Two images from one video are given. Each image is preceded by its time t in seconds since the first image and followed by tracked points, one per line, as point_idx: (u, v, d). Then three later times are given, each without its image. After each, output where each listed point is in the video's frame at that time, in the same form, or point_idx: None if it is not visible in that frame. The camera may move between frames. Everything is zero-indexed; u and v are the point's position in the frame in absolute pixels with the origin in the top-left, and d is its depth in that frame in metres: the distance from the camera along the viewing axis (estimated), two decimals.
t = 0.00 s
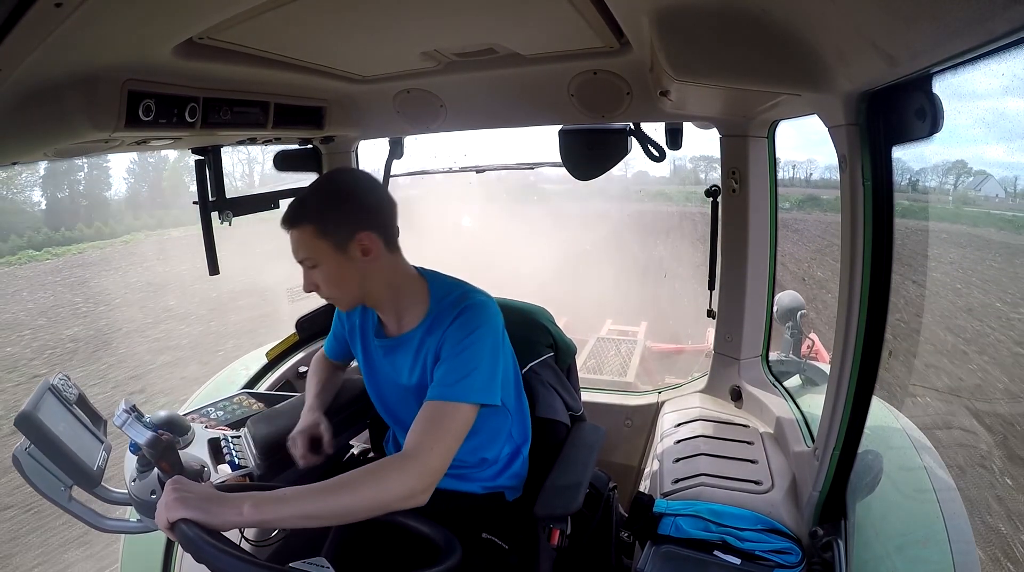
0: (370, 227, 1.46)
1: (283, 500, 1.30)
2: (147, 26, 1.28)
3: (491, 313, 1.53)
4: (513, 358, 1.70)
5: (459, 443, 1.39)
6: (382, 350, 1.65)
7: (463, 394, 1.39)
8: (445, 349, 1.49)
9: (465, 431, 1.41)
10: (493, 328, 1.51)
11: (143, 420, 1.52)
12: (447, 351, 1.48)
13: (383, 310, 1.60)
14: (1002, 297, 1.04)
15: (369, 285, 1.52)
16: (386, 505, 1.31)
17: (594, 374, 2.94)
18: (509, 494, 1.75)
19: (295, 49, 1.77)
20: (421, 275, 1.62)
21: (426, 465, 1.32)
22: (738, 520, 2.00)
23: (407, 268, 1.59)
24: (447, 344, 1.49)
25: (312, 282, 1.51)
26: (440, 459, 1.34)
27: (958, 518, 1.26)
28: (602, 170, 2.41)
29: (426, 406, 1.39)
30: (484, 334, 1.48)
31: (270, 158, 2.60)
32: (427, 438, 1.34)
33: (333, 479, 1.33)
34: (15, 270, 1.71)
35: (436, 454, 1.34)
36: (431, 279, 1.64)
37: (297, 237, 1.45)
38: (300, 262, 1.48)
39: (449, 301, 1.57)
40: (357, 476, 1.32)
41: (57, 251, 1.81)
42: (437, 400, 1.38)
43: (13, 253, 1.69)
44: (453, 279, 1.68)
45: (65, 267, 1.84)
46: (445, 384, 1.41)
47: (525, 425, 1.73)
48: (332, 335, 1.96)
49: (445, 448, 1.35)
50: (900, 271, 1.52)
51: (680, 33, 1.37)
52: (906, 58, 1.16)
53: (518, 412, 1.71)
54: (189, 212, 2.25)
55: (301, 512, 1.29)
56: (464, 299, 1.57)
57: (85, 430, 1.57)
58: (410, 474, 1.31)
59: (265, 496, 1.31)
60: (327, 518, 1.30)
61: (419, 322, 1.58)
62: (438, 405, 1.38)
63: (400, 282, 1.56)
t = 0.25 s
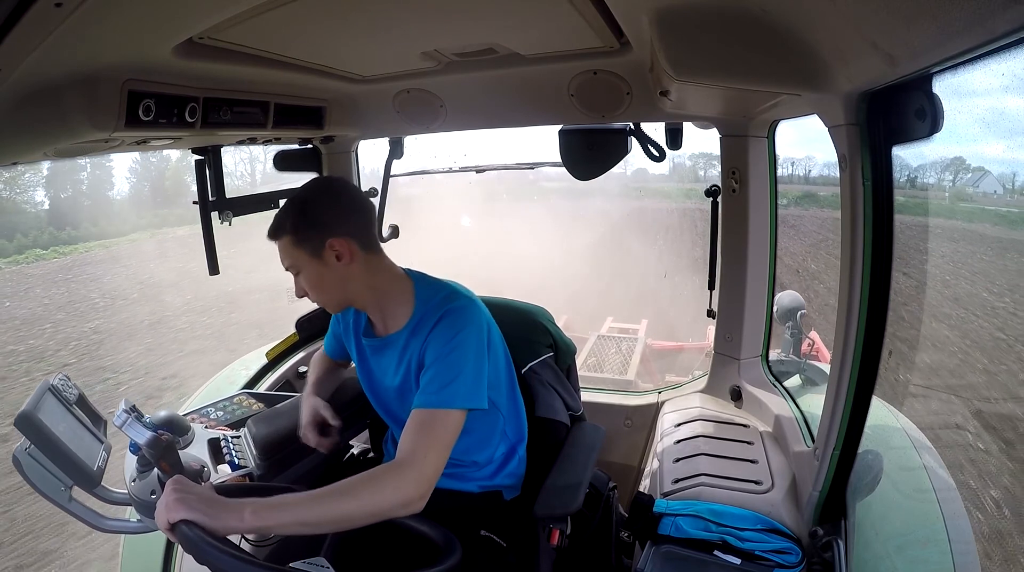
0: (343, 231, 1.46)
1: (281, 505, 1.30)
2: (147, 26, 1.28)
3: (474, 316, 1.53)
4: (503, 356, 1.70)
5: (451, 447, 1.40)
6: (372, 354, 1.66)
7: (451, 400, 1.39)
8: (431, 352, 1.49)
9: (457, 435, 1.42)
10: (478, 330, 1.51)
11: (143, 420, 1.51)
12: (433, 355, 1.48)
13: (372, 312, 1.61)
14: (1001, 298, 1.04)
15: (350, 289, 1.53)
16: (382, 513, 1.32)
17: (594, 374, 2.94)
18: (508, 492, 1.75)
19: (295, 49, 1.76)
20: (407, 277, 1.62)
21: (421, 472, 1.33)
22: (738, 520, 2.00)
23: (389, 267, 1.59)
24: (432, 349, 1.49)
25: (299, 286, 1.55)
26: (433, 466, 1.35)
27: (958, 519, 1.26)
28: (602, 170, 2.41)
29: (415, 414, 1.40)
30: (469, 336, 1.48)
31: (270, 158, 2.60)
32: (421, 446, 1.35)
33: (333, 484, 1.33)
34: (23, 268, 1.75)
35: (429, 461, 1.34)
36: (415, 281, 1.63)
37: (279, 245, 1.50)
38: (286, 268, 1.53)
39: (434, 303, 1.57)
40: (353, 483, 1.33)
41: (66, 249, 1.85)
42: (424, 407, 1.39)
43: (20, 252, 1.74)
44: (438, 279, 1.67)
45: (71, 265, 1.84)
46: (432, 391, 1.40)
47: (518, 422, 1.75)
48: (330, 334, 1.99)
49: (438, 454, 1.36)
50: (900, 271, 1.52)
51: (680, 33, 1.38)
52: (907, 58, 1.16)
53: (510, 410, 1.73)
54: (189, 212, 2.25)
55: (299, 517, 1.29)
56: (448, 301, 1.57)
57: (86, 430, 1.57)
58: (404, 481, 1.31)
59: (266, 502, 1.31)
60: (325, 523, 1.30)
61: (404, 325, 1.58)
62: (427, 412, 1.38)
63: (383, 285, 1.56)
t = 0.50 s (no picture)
0: (345, 228, 1.46)
1: (281, 506, 1.30)
2: (147, 26, 1.28)
3: (479, 316, 1.52)
4: (508, 356, 1.70)
5: (455, 449, 1.40)
6: (378, 352, 1.66)
7: (453, 401, 1.39)
8: (434, 352, 1.49)
9: (461, 437, 1.42)
10: (482, 330, 1.50)
11: (143, 420, 1.51)
12: (435, 356, 1.47)
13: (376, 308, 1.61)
14: (1001, 297, 1.04)
15: (355, 285, 1.54)
16: (385, 514, 1.32)
17: (594, 373, 2.94)
18: (511, 495, 1.75)
19: (295, 49, 1.77)
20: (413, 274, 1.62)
21: (426, 474, 1.33)
22: (738, 520, 2.00)
23: (394, 265, 1.58)
24: (434, 350, 1.49)
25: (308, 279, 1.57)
26: (438, 467, 1.35)
27: (958, 519, 1.26)
28: (602, 170, 2.41)
29: (419, 415, 1.40)
30: (473, 337, 1.48)
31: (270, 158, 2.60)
32: (425, 448, 1.35)
33: (336, 485, 1.33)
34: (29, 264, 1.75)
35: (433, 463, 1.35)
36: (421, 279, 1.63)
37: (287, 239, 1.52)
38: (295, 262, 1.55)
39: (439, 301, 1.56)
40: (357, 484, 1.33)
41: (73, 246, 1.86)
42: (428, 408, 1.39)
43: (26, 249, 1.73)
44: (444, 278, 1.67)
45: (69, 265, 1.85)
46: (435, 392, 1.40)
47: (523, 426, 1.76)
48: (337, 329, 1.98)
49: (442, 456, 1.36)
50: (900, 271, 1.52)
51: (679, 33, 1.38)
52: (906, 58, 1.16)
53: (513, 411, 1.73)
54: (188, 212, 2.24)
55: (300, 518, 1.29)
56: (453, 300, 1.56)
57: (86, 431, 1.57)
58: (408, 483, 1.32)
59: (266, 502, 1.32)
60: (329, 525, 1.30)
61: (407, 322, 1.58)
62: (431, 413, 1.38)
63: (387, 282, 1.56)
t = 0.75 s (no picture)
0: (355, 223, 1.47)
1: (282, 505, 1.31)
2: (146, 26, 1.28)
3: (484, 319, 1.52)
4: (508, 357, 1.70)
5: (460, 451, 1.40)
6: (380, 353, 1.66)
7: (458, 403, 1.38)
8: (438, 354, 1.48)
9: (466, 440, 1.42)
10: (486, 333, 1.50)
11: (142, 419, 1.51)
12: (439, 359, 1.47)
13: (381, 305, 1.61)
14: (1001, 297, 1.04)
15: (363, 281, 1.54)
16: (391, 515, 1.32)
17: (594, 373, 2.94)
18: (504, 494, 1.75)
19: (295, 48, 1.77)
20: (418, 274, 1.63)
21: (432, 476, 1.33)
22: (738, 520, 2.00)
23: (401, 264, 1.59)
24: (437, 353, 1.48)
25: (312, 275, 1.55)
26: (444, 469, 1.35)
27: (958, 519, 1.26)
28: (602, 170, 2.40)
29: (424, 417, 1.40)
30: (477, 340, 1.48)
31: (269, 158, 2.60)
32: (430, 450, 1.35)
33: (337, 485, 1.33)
34: (36, 258, 1.77)
35: (440, 464, 1.35)
36: (426, 281, 1.63)
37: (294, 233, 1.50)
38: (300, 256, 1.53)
39: (443, 304, 1.56)
40: (363, 484, 1.32)
41: (80, 241, 1.88)
42: (433, 410, 1.39)
43: (32, 243, 1.75)
44: (448, 280, 1.67)
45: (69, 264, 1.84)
46: (441, 394, 1.40)
47: (518, 426, 1.75)
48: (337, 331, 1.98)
49: (448, 458, 1.36)
50: (901, 271, 1.51)
51: (679, 33, 1.38)
52: (906, 58, 1.16)
53: (511, 411, 1.73)
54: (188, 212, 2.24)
55: (303, 517, 1.30)
56: (458, 302, 1.56)
57: (86, 430, 1.57)
58: (415, 485, 1.31)
59: (264, 498, 1.33)
60: (333, 525, 1.30)
61: (412, 323, 1.58)
62: (437, 416, 1.38)
63: (394, 279, 1.57)
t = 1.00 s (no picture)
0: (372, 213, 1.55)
1: (287, 509, 1.30)
2: (145, 27, 1.28)
3: (467, 316, 1.52)
4: (498, 355, 1.69)
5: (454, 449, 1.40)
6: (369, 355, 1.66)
7: (447, 401, 1.39)
8: (424, 353, 1.48)
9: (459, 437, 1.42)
10: (472, 330, 1.50)
11: (143, 420, 1.51)
12: (425, 359, 1.47)
13: (372, 307, 1.59)
14: (1002, 297, 1.04)
15: (366, 273, 1.54)
16: (389, 514, 1.32)
17: (594, 373, 2.94)
18: (505, 493, 1.75)
19: (294, 49, 1.76)
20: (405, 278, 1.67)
21: (429, 474, 1.34)
22: (739, 520, 1.99)
23: (391, 262, 1.62)
24: (424, 352, 1.48)
25: (309, 266, 1.50)
26: (439, 466, 1.36)
27: (958, 518, 1.26)
28: (602, 170, 2.40)
29: (414, 417, 1.40)
30: (462, 338, 1.47)
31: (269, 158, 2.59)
32: (423, 448, 1.35)
33: (339, 488, 1.33)
34: (46, 261, 1.82)
35: (435, 462, 1.35)
36: (410, 281, 1.63)
37: (302, 216, 1.48)
38: (301, 243, 1.48)
39: (426, 304, 1.56)
40: (361, 485, 1.33)
41: (88, 243, 1.93)
42: (423, 409, 1.39)
43: (40, 247, 1.79)
44: (432, 280, 1.67)
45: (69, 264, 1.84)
46: (429, 393, 1.40)
47: (516, 421, 1.75)
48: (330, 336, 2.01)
49: (442, 456, 1.37)
50: (901, 270, 1.51)
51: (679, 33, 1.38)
52: (907, 58, 1.16)
53: (507, 410, 1.73)
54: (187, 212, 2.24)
55: (307, 519, 1.29)
56: (440, 301, 1.56)
57: (86, 430, 1.57)
58: (410, 483, 1.32)
59: (270, 504, 1.31)
60: (334, 526, 1.30)
61: (398, 325, 1.58)
62: (427, 415, 1.38)
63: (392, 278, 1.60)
